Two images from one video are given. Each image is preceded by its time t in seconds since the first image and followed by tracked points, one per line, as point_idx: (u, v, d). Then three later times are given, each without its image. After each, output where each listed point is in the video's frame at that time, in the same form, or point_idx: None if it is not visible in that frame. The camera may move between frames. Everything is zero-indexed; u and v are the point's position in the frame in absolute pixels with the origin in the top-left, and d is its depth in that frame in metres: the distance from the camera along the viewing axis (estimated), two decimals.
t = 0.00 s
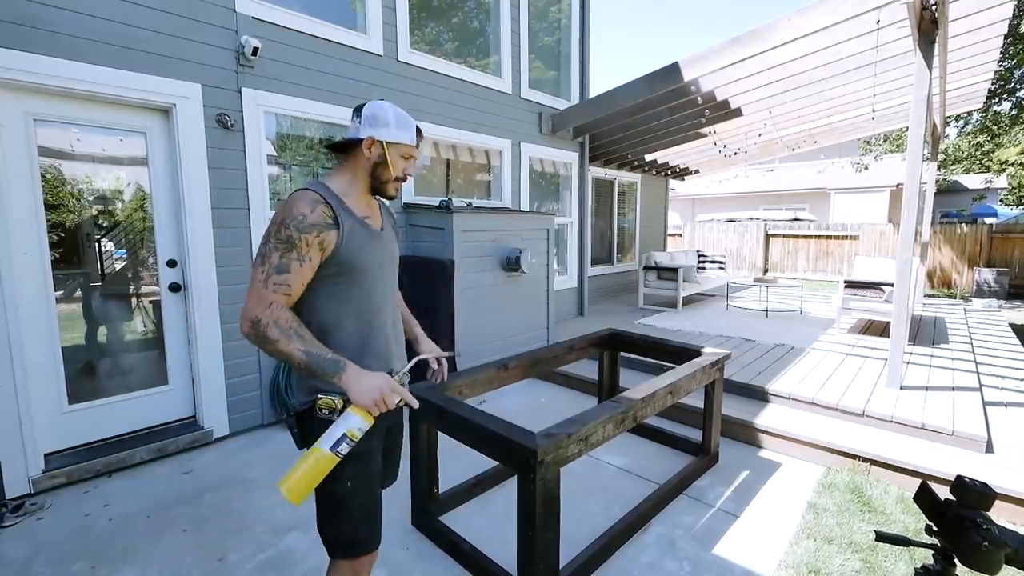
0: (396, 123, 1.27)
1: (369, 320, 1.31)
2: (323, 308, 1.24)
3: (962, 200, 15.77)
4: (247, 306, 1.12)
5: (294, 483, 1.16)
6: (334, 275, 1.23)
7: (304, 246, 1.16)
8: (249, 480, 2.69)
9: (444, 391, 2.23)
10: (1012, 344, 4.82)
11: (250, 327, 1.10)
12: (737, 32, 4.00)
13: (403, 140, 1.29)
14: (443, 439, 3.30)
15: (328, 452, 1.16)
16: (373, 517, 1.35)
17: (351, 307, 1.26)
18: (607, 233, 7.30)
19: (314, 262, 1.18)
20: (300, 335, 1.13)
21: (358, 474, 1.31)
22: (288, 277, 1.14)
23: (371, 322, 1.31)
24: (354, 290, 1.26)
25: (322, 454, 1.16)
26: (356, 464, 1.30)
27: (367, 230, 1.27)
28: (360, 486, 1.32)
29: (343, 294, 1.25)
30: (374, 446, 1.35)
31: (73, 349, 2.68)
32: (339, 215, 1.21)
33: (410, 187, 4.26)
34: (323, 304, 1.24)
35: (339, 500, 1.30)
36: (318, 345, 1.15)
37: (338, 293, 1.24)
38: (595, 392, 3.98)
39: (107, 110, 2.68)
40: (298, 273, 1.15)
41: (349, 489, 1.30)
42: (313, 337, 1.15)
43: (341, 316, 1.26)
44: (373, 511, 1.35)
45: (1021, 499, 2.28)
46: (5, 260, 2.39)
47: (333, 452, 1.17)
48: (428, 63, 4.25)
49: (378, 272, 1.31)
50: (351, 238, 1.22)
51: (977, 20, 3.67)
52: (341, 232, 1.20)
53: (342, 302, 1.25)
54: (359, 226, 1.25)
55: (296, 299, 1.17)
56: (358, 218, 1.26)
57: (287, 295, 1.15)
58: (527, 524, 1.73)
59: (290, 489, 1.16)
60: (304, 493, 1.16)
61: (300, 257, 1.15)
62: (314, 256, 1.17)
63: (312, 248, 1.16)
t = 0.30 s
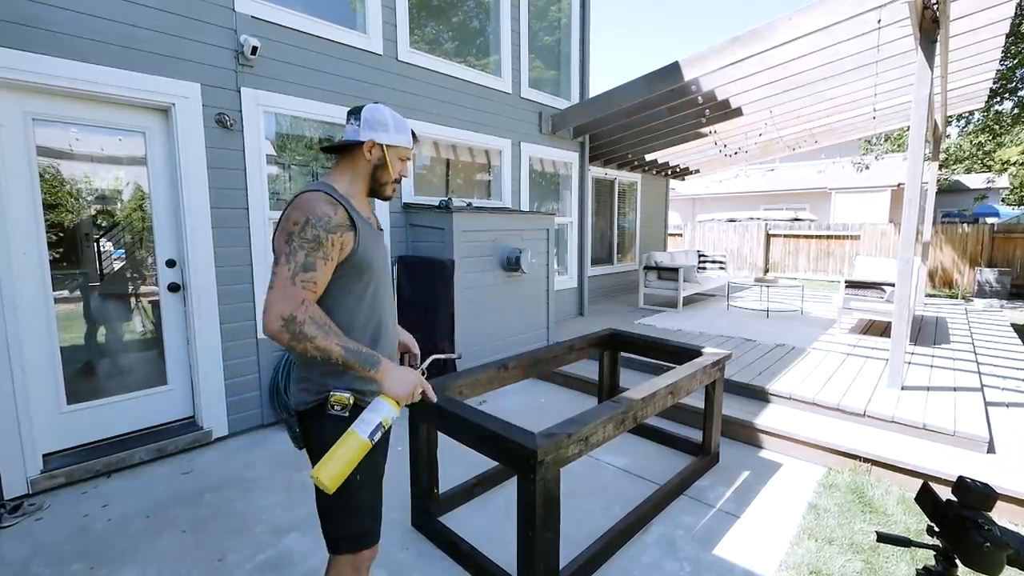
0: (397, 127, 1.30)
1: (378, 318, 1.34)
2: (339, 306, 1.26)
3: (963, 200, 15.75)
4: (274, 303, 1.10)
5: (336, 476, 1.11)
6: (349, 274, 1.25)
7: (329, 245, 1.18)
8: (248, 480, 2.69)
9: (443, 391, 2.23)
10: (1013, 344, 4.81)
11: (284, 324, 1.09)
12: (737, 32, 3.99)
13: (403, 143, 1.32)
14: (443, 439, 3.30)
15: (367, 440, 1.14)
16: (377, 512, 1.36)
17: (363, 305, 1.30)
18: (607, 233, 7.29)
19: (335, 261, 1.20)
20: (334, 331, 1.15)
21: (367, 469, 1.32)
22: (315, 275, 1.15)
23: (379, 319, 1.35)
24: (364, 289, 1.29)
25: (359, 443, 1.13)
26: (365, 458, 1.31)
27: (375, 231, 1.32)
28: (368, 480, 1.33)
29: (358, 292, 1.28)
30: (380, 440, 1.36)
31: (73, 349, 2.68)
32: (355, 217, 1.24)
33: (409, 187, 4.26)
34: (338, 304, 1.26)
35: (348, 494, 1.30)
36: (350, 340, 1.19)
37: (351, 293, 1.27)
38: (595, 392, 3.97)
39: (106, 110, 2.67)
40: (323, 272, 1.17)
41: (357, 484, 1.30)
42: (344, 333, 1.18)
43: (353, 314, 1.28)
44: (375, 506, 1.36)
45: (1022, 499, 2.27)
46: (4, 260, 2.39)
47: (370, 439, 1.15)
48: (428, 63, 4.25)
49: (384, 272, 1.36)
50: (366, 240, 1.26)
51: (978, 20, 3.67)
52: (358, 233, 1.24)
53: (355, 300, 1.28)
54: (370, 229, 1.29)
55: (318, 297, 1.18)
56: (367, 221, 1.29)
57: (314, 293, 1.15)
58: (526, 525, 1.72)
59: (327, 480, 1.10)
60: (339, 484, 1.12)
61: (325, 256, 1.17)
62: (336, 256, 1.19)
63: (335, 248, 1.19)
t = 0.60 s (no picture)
0: (394, 128, 1.30)
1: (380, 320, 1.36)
2: (344, 305, 1.26)
3: (963, 200, 15.76)
4: (283, 302, 1.11)
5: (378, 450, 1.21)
6: (353, 274, 1.26)
7: (336, 245, 1.18)
8: (248, 479, 2.69)
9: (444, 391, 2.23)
10: (1013, 344, 4.82)
11: (294, 321, 1.10)
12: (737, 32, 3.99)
13: (400, 143, 1.32)
14: (443, 439, 3.30)
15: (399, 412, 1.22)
16: (374, 510, 1.37)
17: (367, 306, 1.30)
18: (607, 233, 7.30)
19: (342, 261, 1.20)
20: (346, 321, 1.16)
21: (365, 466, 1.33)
22: (323, 274, 1.16)
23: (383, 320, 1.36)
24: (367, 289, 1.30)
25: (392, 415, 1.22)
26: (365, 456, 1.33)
27: (378, 232, 1.32)
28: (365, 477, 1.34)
29: (364, 291, 1.29)
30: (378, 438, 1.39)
31: (73, 349, 2.68)
32: (359, 218, 1.25)
33: (409, 187, 4.26)
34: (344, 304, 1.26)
35: (346, 491, 1.31)
36: (362, 324, 1.20)
37: (356, 292, 1.27)
38: (595, 392, 3.97)
39: (106, 110, 2.67)
40: (331, 270, 1.17)
41: (356, 481, 1.32)
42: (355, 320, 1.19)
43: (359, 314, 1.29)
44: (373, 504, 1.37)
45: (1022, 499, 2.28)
46: (5, 260, 2.39)
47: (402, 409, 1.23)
48: (428, 63, 4.25)
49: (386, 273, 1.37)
50: (370, 241, 1.27)
51: (978, 20, 3.67)
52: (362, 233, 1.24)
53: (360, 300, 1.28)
54: (373, 231, 1.29)
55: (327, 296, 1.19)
56: (370, 222, 1.30)
57: (323, 291, 1.16)
58: (527, 525, 1.72)
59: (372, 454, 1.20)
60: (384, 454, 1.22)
61: (332, 255, 1.17)
62: (343, 255, 1.20)
63: (342, 248, 1.19)
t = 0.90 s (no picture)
0: (395, 131, 1.30)
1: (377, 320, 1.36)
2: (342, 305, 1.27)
3: (963, 200, 15.76)
4: (280, 306, 1.12)
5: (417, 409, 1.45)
6: (351, 275, 1.26)
7: (331, 248, 1.18)
8: (248, 480, 2.69)
9: (444, 391, 2.23)
10: (1012, 344, 4.82)
11: (293, 324, 1.11)
12: (737, 32, 3.99)
13: (401, 147, 1.32)
14: (443, 439, 3.30)
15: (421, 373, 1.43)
16: (372, 509, 1.37)
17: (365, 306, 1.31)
18: (607, 233, 7.30)
19: (338, 263, 1.21)
20: (343, 316, 1.17)
21: (363, 465, 1.34)
22: (320, 276, 1.16)
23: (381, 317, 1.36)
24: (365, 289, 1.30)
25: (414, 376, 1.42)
26: (362, 455, 1.34)
27: (375, 234, 1.32)
28: (363, 475, 1.34)
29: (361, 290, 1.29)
30: (376, 438, 1.38)
31: (73, 349, 2.68)
32: (354, 220, 1.24)
33: (409, 187, 4.26)
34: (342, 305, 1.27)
35: (343, 490, 1.31)
36: (359, 308, 1.21)
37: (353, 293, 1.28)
38: (595, 392, 3.97)
39: (106, 110, 2.67)
40: (327, 273, 1.17)
41: (353, 480, 1.32)
42: (352, 310, 1.20)
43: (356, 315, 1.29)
44: (370, 503, 1.37)
45: (1021, 499, 2.28)
46: (4, 260, 2.39)
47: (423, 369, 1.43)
48: (428, 63, 4.25)
49: (384, 273, 1.37)
50: (366, 242, 1.27)
51: (978, 20, 3.67)
52: (358, 235, 1.24)
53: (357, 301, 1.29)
54: (370, 232, 1.29)
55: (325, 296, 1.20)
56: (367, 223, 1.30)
57: (320, 292, 1.16)
58: (527, 525, 1.72)
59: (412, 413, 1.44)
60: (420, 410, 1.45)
61: (327, 258, 1.17)
62: (339, 258, 1.20)
63: (338, 251, 1.19)
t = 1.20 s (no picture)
0: (398, 132, 1.29)
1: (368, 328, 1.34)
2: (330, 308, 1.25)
3: (962, 200, 15.76)
4: (258, 302, 1.11)
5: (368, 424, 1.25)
6: (345, 280, 1.26)
7: (324, 249, 1.18)
8: (248, 479, 2.69)
9: (444, 391, 2.23)
10: (1012, 344, 4.82)
11: (266, 321, 1.09)
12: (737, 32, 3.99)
13: (404, 147, 1.32)
14: (443, 439, 3.30)
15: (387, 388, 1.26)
16: (373, 510, 1.37)
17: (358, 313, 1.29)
18: (607, 233, 7.29)
19: (329, 266, 1.20)
20: (320, 318, 1.14)
21: (362, 467, 1.33)
22: (306, 276, 1.15)
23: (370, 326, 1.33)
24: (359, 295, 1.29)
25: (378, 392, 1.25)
26: (362, 457, 1.32)
27: (375, 240, 1.32)
28: (363, 477, 1.34)
29: (352, 296, 1.28)
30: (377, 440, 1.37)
31: (73, 349, 2.68)
32: (353, 223, 1.24)
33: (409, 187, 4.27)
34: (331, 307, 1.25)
35: (342, 492, 1.31)
36: (338, 313, 1.18)
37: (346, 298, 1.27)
38: (595, 392, 3.97)
39: (106, 110, 2.67)
40: (315, 273, 1.17)
41: (352, 481, 1.32)
42: (333, 314, 1.17)
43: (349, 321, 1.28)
44: (370, 504, 1.37)
45: (1021, 499, 2.28)
46: (4, 260, 2.39)
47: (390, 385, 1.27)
48: (428, 63, 4.25)
49: (381, 280, 1.37)
50: (364, 246, 1.27)
51: (978, 20, 3.67)
52: (356, 240, 1.24)
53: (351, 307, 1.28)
54: (370, 237, 1.29)
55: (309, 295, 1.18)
56: (367, 227, 1.30)
57: (302, 291, 1.15)
58: (527, 525, 1.72)
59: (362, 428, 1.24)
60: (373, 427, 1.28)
61: (319, 259, 1.17)
62: (331, 260, 1.19)
63: (330, 253, 1.19)
